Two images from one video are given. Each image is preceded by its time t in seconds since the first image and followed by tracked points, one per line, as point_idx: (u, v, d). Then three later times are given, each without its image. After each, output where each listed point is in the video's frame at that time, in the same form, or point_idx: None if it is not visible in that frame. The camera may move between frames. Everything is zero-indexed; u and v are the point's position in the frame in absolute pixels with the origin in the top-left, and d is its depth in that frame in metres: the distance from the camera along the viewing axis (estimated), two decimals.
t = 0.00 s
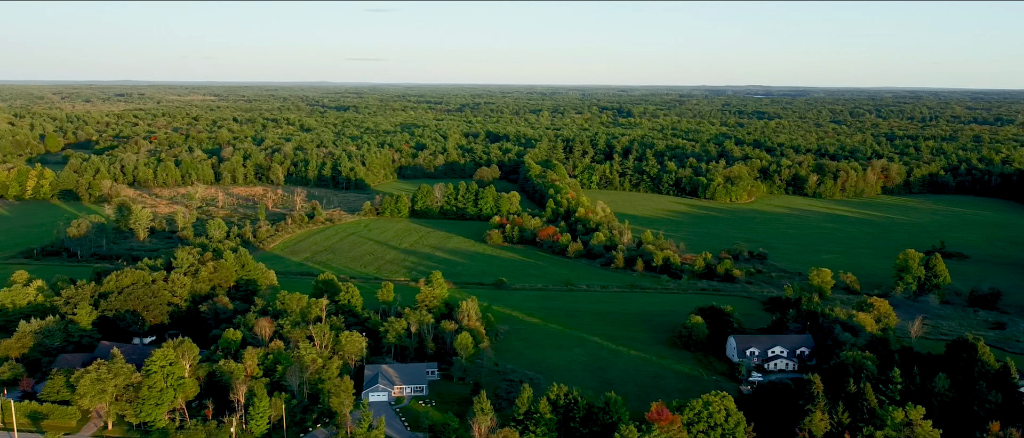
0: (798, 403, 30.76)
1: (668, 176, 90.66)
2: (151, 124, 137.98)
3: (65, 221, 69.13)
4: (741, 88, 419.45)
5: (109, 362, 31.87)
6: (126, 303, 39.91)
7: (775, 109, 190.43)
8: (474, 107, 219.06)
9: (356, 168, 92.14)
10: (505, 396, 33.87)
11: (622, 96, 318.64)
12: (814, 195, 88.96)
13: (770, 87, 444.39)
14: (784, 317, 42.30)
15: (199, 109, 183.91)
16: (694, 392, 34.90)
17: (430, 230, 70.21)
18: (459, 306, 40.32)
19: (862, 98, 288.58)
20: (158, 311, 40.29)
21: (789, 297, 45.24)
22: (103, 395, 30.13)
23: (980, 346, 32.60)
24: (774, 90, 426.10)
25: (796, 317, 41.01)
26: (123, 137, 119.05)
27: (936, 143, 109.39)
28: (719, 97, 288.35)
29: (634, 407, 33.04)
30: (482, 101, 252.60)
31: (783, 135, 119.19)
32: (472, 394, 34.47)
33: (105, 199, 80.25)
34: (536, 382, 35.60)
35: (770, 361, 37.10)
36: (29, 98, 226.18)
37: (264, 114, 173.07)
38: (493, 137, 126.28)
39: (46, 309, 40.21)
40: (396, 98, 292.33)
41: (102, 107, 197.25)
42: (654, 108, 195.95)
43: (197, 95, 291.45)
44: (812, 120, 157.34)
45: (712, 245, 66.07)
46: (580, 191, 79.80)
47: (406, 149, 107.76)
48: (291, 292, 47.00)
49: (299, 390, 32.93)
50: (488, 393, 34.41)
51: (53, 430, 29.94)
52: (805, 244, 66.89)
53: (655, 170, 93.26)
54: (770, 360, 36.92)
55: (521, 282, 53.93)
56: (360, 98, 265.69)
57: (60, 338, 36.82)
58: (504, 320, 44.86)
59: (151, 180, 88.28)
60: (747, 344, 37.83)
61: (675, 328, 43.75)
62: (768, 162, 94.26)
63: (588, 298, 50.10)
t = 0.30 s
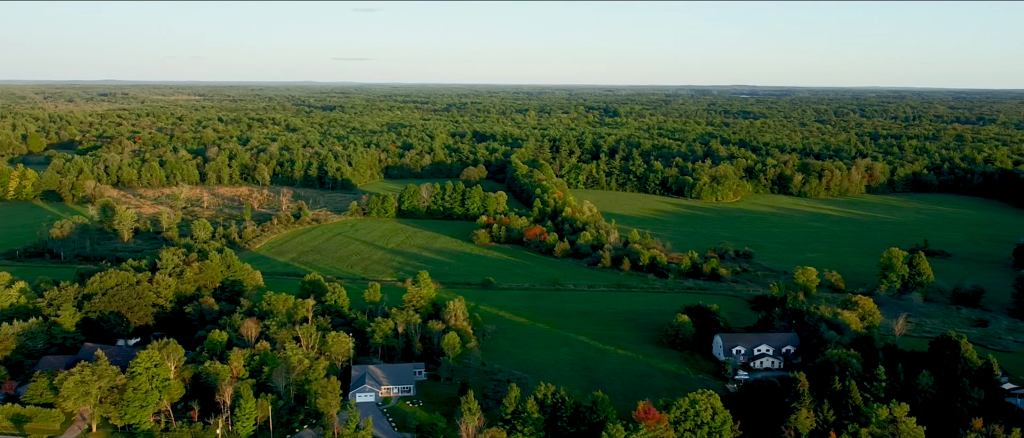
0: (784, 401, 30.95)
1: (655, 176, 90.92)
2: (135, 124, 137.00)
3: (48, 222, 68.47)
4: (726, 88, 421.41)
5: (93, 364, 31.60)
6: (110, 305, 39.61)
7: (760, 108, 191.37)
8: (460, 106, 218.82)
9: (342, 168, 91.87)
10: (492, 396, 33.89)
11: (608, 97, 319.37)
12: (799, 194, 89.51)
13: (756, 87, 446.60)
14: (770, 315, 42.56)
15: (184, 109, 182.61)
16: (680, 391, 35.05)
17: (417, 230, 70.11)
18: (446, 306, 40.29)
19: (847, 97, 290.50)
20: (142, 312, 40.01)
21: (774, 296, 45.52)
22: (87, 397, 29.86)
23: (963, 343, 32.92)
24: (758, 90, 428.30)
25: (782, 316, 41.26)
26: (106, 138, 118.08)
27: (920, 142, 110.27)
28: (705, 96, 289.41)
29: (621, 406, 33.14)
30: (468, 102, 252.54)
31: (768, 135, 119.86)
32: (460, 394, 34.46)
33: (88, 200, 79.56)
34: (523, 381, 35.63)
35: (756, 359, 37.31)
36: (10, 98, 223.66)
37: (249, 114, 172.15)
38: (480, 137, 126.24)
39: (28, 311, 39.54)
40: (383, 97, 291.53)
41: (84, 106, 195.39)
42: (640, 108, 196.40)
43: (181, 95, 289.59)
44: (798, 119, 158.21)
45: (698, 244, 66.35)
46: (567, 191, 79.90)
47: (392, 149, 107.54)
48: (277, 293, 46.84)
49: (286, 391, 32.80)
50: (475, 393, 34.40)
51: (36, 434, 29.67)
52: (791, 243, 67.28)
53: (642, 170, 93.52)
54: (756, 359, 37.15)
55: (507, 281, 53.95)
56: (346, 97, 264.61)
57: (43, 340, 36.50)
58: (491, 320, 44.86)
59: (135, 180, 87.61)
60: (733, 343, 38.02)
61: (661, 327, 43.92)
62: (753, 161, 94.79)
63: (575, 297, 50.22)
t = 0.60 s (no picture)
0: (770, 400, 31.12)
1: (641, 175, 91.14)
2: (119, 124, 135.95)
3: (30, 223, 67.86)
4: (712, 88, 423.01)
5: (77, 366, 31.32)
6: (94, 306, 39.28)
7: (745, 108, 192.19)
8: (447, 105, 218.40)
9: (329, 168, 91.56)
10: (480, 396, 33.87)
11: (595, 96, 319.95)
12: (785, 193, 90.01)
13: (742, 86, 447.94)
14: (756, 314, 42.78)
15: (168, 109, 181.33)
16: (667, 390, 35.18)
17: (404, 230, 69.98)
18: (433, 306, 40.24)
19: (832, 96, 292.26)
20: (127, 314, 39.70)
21: (760, 295, 45.76)
22: (71, 399, 29.59)
23: (945, 340, 33.16)
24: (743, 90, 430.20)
25: (768, 314, 41.47)
26: (90, 138, 117.14)
27: (904, 142, 111.10)
28: (691, 95, 290.43)
29: (609, 405, 33.23)
30: (455, 102, 252.21)
31: (753, 134, 120.42)
32: (447, 394, 34.43)
33: (71, 200, 78.90)
34: (510, 381, 35.64)
35: (743, 358, 37.49)
36: None
37: (235, 114, 171.23)
38: (466, 137, 126.15)
39: (12, 314, 38.93)
40: (369, 97, 290.71)
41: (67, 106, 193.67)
42: (626, 108, 196.82)
43: (166, 94, 287.74)
44: (783, 119, 159.00)
45: (685, 243, 66.61)
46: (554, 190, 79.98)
47: (378, 149, 107.27)
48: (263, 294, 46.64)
49: (272, 392, 32.67)
50: (462, 393, 34.37)
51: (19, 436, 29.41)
52: (776, 242, 67.64)
53: (628, 169, 93.76)
54: (742, 357, 37.33)
55: (495, 281, 53.94)
56: (332, 97, 263.58)
57: (26, 342, 36.17)
58: (478, 320, 44.84)
59: (119, 181, 86.97)
60: (719, 341, 38.20)
61: (648, 326, 44.05)
62: (739, 160, 95.26)
63: (562, 297, 50.28)
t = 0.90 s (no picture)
0: (756, 398, 31.28)
1: (627, 174, 91.40)
2: (103, 124, 134.87)
3: (13, 224, 67.26)
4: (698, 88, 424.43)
5: (60, 368, 31.04)
6: (77, 308, 38.96)
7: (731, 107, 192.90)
8: (434, 105, 217.92)
9: (315, 168, 91.22)
10: (467, 396, 33.88)
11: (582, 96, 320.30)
12: (770, 192, 90.48)
13: (728, 86, 450.92)
14: (742, 312, 43.00)
15: (152, 109, 179.89)
16: (654, 389, 35.30)
17: (390, 230, 69.84)
18: (420, 306, 40.20)
19: (817, 95, 293.88)
20: (111, 315, 39.39)
21: (746, 293, 46.00)
22: (54, 402, 29.31)
23: (929, 338, 33.46)
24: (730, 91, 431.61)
25: (753, 313, 41.68)
26: (73, 138, 116.14)
27: (888, 141, 111.93)
28: (676, 95, 291.31)
29: (596, 404, 33.32)
30: (442, 102, 251.60)
31: (739, 134, 120.96)
32: (435, 394, 34.41)
33: (54, 201, 78.21)
34: (497, 381, 35.67)
35: (729, 356, 37.69)
36: None
37: (220, 114, 170.16)
38: (453, 137, 126.02)
39: None
40: (355, 96, 289.70)
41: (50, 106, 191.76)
42: (613, 108, 197.19)
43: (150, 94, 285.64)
44: (769, 118, 159.80)
45: (671, 242, 66.85)
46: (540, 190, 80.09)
47: (365, 149, 106.99)
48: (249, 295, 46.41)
49: (259, 394, 32.53)
50: (450, 393, 34.35)
51: None
52: (762, 241, 68.03)
53: (614, 169, 93.97)
54: (728, 356, 37.53)
55: (482, 281, 53.94)
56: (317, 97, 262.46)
57: (9, 345, 35.85)
58: (466, 320, 44.82)
59: (102, 181, 86.29)
60: (706, 340, 38.39)
61: (635, 325, 44.17)
62: (725, 160, 95.72)
63: (549, 296, 50.33)
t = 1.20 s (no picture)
0: (742, 396, 31.44)
1: (614, 174, 91.62)
2: (86, 125, 133.72)
3: None
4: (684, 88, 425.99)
5: (43, 371, 30.78)
6: (61, 310, 38.68)
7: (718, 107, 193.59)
8: (420, 105, 217.27)
9: (301, 169, 90.84)
10: (455, 396, 33.87)
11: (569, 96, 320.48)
12: (756, 191, 90.93)
13: (714, 86, 452.48)
14: (728, 311, 43.20)
15: (136, 109, 178.36)
16: (641, 388, 35.39)
17: (377, 231, 69.69)
18: (408, 306, 40.14)
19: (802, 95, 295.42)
20: (96, 317, 39.10)
21: (733, 292, 46.20)
22: (38, 405, 29.05)
23: (913, 335, 33.73)
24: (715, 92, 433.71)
25: (740, 312, 41.86)
26: (56, 138, 115.06)
27: (871, 140, 112.75)
28: (662, 95, 291.99)
29: (583, 404, 33.39)
30: (428, 102, 251.17)
31: (725, 133, 121.43)
32: (422, 395, 34.38)
33: (37, 202, 77.49)
34: (485, 381, 35.68)
35: (715, 355, 37.84)
36: None
37: (205, 114, 169.02)
38: (440, 137, 125.84)
39: None
40: (341, 96, 288.63)
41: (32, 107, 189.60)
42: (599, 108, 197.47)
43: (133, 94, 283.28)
44: (755, 118, 160.60)
45: (658, 242, 67.05)
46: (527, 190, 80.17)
47: (351, 149, 106.64)
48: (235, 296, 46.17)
49: (245, 395, 32.37)
50: (437, 394, 34.33)
51: None
52: (748, 240, 68.37)
53: (601, 169, 94.16)
54: (715, 354, 37.70)
55: (469, 281, 53.93)
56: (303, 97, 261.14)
57: None
58: (453, 320, 44.79)
59: (86, 182, 85.59)
60: (692, 339, 38.54)
61: (622, 324, 44.26)
62: (711, 159, 96.14)
63: (537, 296, 50.36)
